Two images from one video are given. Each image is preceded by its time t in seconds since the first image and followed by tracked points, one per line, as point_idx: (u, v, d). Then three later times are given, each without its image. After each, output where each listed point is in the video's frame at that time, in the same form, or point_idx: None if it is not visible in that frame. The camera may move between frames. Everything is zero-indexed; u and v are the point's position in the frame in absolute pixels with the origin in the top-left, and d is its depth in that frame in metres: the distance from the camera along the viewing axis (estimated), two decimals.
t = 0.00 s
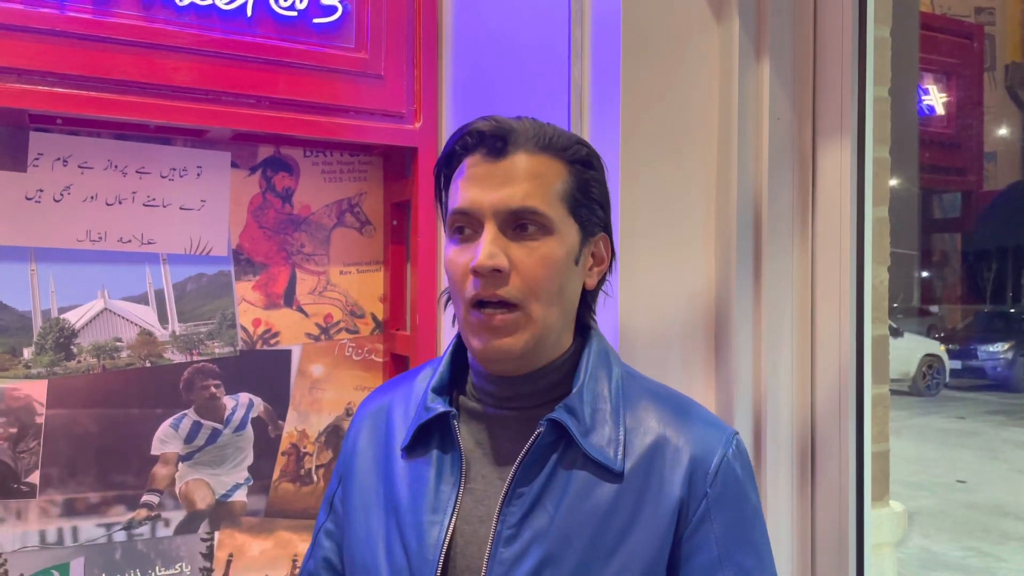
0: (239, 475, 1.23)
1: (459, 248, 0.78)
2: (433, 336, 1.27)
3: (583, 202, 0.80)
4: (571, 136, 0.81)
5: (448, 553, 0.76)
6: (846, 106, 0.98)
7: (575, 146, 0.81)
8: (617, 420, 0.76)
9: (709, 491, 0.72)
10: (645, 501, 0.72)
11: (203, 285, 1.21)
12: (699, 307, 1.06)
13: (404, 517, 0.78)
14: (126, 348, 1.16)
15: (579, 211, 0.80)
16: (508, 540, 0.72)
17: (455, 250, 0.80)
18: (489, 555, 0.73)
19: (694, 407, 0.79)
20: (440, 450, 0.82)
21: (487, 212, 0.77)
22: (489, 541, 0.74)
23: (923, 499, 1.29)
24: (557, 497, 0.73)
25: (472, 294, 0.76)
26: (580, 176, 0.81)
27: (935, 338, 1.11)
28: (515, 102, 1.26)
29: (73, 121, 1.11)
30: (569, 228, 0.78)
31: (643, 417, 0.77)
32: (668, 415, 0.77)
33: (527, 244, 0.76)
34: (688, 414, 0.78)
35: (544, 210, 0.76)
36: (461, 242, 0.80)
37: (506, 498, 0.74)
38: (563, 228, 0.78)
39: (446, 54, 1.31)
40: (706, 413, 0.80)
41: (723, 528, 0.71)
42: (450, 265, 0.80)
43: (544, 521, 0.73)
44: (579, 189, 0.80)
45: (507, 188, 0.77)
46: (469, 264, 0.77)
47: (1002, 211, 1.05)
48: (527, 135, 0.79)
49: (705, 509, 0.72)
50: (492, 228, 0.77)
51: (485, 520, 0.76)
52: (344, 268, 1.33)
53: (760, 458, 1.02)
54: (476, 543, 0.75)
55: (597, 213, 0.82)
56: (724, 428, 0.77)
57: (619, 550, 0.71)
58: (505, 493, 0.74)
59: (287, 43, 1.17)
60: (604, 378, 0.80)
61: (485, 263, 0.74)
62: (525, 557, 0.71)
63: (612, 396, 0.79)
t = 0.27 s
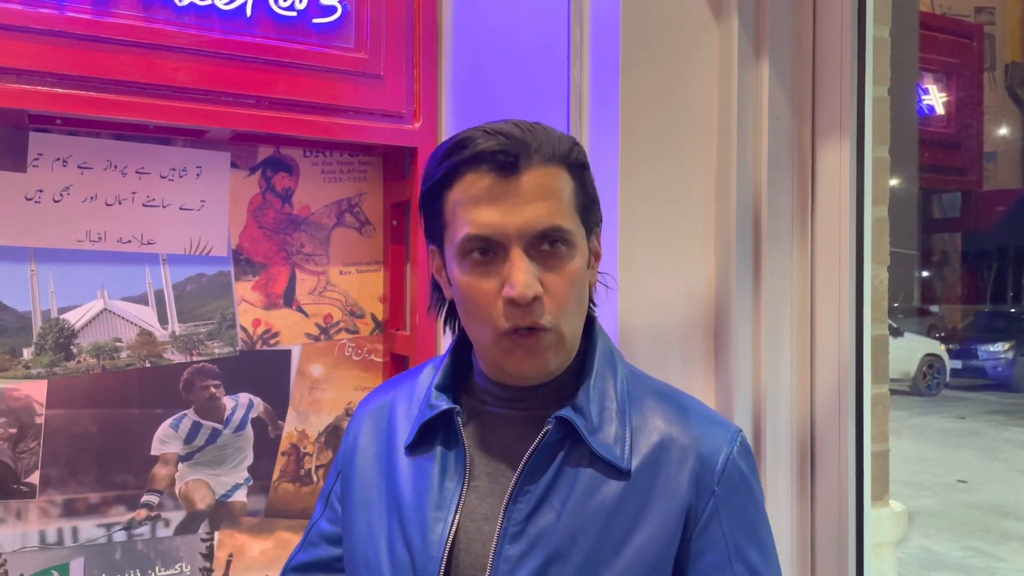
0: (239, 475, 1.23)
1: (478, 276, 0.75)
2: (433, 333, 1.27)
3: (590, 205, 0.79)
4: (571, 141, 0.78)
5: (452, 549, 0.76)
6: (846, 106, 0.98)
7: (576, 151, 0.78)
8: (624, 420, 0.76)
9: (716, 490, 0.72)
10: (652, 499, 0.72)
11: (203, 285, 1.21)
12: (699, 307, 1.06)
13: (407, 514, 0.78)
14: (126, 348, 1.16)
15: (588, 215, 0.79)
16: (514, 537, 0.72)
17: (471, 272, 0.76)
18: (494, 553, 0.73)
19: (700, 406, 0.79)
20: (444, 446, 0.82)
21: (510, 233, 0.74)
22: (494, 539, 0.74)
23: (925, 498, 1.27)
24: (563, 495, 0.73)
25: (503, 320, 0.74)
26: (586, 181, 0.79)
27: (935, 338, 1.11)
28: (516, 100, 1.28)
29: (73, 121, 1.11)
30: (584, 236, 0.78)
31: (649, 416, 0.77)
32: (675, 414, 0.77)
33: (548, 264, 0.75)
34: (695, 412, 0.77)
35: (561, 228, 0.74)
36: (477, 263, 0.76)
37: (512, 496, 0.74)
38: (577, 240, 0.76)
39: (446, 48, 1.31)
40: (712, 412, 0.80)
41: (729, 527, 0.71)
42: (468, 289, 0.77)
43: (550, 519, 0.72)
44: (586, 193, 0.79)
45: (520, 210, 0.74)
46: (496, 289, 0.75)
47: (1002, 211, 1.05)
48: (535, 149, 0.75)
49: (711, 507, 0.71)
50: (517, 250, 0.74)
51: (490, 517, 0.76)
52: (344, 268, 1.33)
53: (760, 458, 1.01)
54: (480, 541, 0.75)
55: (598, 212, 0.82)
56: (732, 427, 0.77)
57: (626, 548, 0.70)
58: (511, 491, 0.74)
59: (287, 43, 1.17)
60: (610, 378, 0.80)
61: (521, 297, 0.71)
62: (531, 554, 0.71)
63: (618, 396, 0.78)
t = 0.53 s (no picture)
0: (238, 474, 1.23)
1: (492, 283, 0.74)
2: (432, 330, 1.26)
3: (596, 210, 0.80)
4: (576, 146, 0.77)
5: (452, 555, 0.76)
6: (845, 105, 0.98)
7: (582, 156, 0.77)
8: (625, 420, 0.76)
9: (717, 487, 0.72)
10: (655, 499, 0.72)
11: (202, 284, 1.21)
12: (698, 307, 1.06)
13: (405, 521, 0.78)
14: (125, 347, 1.16)
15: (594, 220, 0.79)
16: (519, 541, 0.72)
17: (479, 277, 0.75)
18: (499, 557, 0.72)
19: (699, 404, 0.79)
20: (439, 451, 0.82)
21: (524, 241, 0.73)
22: (499, 542, 0.74)
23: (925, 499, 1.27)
24: (566, 497, 0.73)
25: (514, 329, 0.73)
26: (591, 186, 0.78)
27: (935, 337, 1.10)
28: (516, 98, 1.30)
29: (72, 121, 1.11)
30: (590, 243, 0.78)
31: (650, 415, 0.77)
32: (675, 413, 0.77)
33: (557, 271, 0.75)
34: (695, 410, 0.78)
35: (570, 235, 0.74)
36: (485, 269, 0.75)
37: (516, 499, 0.74)
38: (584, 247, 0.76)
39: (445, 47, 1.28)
40: (710, 409, 0.80)
41: (730, 524, 0.72)
42: (477, 294, 0.75)
43: (554, 522, 0.72)
44: (591, 198, 0.79)
45: (533, 218, 0.73)
46: (508, 296, 0.73)
47: (1004, 211, 1.05)
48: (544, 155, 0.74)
49: (713, 505, 0.72)
50: (530, 257, 0.73)
51: (493, 521, 0.76)
52: (344, 267, 1.33)
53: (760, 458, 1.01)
54: (483, 545, 0.75)
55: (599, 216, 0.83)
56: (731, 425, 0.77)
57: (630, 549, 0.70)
58: (515, 494, 0.74)
59: (287, 43, 1.17)
60: (610, 377, 0.80)
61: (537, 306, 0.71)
62: (536, 557, 0.71)
63: (618, 396, 0.78)
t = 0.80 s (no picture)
0: (239, 474, 1.23)
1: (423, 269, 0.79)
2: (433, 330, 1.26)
3: (547, 211, 0.76)
4: (530, 142, 0.76)
5: (445, 559, 0.76)
6: (846, 104, 0.98)
7: (539, 153, 0.76)
8: (619, 428, 0.75)
9: (710, 499, 0.71)
10: (645, 509, 0.71)
11: (203, 284, 1.21)
12: (699, 307, 1.06)
13: (403, 523, 0.78)
14: (126, 347, 1.16)
15: (544, 221, 0.76)
16: (505, 547, 0.72)
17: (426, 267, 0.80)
18: (485, 562, 0.72)
19: (696, 411, 0.78)
20: (440, 452, 0.82)
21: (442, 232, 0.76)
22: (486, 547, 0.74)
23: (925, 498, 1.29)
24: (554, 504, 0.72)
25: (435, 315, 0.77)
26: (551, 185, 0.76)
27: (935, 337, 1.10)
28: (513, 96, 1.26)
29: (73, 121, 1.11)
30: (528, 243, 0.75)
31: (645, 422, 0.75)
32: (670, 421, 0.75)
33: (474, 266, 0.75)
34: (692, 420, 0.76)
35: (489, 229, 0.74)
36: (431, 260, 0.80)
37: (504, 504, 0.74)
38: (520, 244, 0.75)
39: (446, 48, 1.31)
40: (711, 419, 0.78)
41: (722, 537, 0.70)
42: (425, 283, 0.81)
43: (540, 529, 0.72)
44: (542, 198, 0.76)
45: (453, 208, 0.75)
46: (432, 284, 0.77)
47: (1004, 210, 1.05)
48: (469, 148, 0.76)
49: (705, 517, 0.70)
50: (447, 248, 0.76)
51: (482, 526, 0.76)
52: (344, 267, 1.32)
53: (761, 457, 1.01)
54: (473, 548, 0.75)
55: (570, 218, 0.78)
56: (730, 436, 0.75)
57: (618, 559, 0.69)
58: (502, 499, 0.74)
59: (287, 42, 1.17)
60: (607, 383, 0.78)
61: (429, 289, 0.74)
62: (522, 563, 0.71)
63: (612, 401, 0.77)
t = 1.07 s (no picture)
0: (240, 475, 1.23)
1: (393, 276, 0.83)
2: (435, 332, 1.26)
3: (462, 218, 0.72)
4: (457, 146, 0.73)
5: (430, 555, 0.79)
6: (849, 104, 0.98)
7: (462, 159, 0.73)
8: (589, 446, 0.70)
9: (670, 534, 0.63)
10: (602, 535, 0.66)
11: (204, 285, 1.21)
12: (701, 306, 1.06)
13: (410, 514, 0.84)
14: (128, 348, 1.16)
15: (462, 230, 0.72)
16: (468, 556, 0.72)
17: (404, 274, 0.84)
18: (452, 568, 0.73)
19: (685, 435, 0.69)
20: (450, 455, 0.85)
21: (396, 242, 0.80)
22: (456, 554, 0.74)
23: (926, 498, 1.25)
24: (516, 520, 0.70)
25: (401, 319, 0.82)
26: (462, 192, 0.72)
27: (936, 337, 1.11)
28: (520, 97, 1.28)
29: (74, 121, 1.10)
30: (440, 253, 0.74)
31: (619, 443, 0.70)
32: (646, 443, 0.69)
33: (406, 270, 0.77)
34: (672, 442, 0.68)
35: (405, 234, 0.76)
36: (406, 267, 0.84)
37: (473, 513, 0.74)
38: (433, 252, 0.74)
39: (447, 49, 1.31)
40: (702, 442, 0.69)
41: None
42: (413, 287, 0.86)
43: (501, 543, 0.70)
44: (459, 205, 0.72)
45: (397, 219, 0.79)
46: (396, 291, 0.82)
47: (1005, 210, 1.03)
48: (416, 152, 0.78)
49: (663, 553, 0.63)
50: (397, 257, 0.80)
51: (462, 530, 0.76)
52: (346, 267, 1.32)
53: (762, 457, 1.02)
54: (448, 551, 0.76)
55: (497, 224, 0.72)
56: (716, 464, 0.66)
57: None
58: (474, 508, 0.73)
59: (289, 43, 1.17)
60: (584, 396, 0.73)
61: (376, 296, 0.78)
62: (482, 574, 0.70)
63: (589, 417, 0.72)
